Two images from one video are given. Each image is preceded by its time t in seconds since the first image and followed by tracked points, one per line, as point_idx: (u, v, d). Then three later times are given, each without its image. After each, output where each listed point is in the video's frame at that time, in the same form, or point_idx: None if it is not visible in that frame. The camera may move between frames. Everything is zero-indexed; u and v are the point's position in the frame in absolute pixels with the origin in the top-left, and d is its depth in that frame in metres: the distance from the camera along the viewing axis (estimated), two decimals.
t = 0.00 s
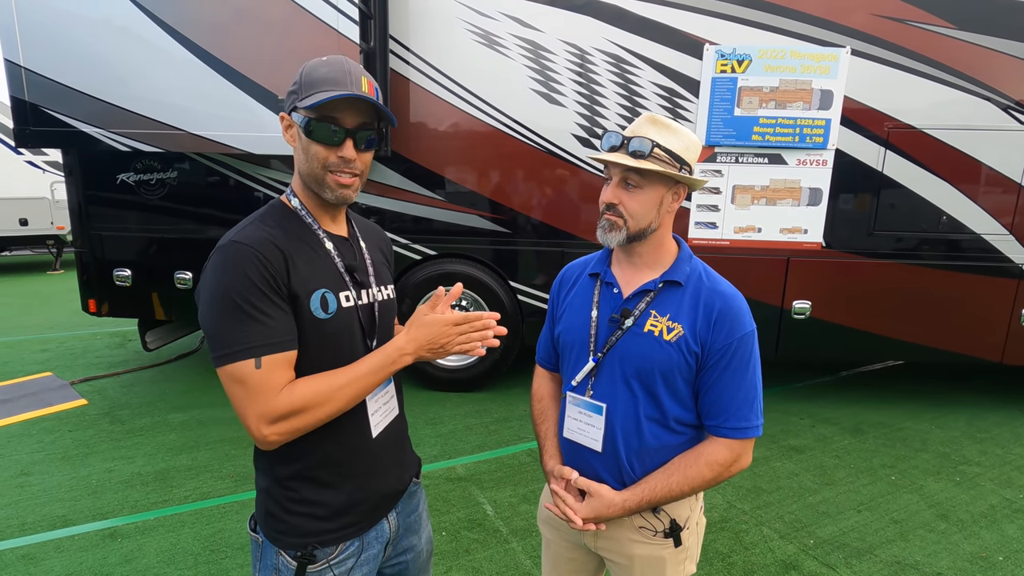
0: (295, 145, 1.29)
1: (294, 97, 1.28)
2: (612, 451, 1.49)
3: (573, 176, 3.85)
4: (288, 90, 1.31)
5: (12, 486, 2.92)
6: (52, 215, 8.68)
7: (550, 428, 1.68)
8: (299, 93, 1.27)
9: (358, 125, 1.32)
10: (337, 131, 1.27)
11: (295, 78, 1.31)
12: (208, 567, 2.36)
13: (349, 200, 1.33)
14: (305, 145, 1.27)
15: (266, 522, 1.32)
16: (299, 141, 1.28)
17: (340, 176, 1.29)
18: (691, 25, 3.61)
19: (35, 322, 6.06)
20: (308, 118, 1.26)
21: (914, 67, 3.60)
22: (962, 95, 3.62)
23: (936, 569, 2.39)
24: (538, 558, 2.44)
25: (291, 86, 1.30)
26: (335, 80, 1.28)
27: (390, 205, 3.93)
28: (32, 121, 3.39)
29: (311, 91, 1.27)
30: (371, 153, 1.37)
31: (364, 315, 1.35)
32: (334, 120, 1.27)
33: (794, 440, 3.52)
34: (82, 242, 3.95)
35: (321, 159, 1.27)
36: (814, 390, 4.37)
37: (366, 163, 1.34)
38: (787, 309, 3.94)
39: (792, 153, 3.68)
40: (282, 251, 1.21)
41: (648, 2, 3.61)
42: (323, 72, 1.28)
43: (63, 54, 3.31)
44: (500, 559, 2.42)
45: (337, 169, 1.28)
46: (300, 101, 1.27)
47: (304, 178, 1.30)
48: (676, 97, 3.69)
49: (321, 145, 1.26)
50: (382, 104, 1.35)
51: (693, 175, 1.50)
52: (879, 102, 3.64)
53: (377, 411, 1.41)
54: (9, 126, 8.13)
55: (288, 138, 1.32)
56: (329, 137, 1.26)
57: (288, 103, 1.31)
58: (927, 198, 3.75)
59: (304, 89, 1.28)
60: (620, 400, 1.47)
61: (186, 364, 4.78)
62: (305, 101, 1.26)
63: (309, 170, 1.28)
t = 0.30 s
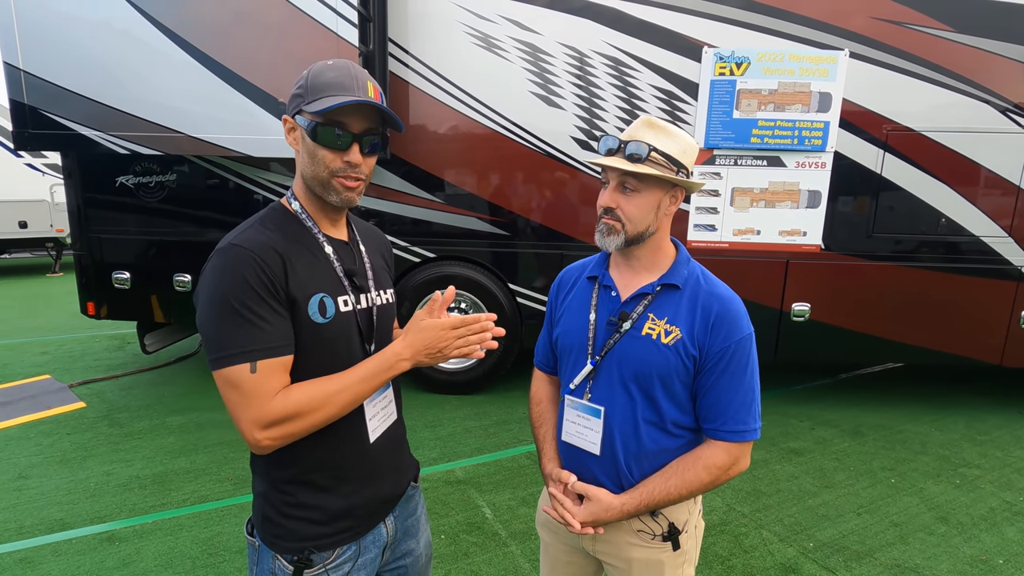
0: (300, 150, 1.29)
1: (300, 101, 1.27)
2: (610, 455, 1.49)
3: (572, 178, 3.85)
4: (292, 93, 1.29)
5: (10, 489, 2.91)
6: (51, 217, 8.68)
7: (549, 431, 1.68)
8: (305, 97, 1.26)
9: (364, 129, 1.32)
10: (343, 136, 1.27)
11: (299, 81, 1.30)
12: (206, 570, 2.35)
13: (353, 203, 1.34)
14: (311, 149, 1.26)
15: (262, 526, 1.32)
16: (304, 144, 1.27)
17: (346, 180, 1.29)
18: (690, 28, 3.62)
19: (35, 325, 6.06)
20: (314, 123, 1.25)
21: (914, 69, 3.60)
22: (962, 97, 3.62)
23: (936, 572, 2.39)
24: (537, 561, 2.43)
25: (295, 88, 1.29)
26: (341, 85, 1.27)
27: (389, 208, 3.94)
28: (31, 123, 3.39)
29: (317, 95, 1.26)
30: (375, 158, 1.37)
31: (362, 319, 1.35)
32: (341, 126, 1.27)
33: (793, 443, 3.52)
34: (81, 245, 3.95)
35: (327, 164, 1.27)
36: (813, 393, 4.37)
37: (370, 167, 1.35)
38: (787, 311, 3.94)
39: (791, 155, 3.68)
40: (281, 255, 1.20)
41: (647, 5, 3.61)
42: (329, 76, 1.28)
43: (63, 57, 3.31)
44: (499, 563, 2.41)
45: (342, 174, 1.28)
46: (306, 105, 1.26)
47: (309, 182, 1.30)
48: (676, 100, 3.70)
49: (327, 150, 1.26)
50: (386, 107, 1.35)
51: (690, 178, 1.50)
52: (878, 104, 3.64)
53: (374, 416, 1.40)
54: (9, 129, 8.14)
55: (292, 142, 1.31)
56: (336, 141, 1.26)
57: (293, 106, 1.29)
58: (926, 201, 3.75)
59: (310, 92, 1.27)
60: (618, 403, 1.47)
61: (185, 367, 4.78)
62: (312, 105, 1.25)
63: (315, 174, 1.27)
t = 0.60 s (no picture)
0: (301, 153, 1.26)
1: (300, 105, 1.22)
2: (605, 455, 1.49)
3: (569, 180, 3.86)
4: (282, 94, 1.23)
5: (4, 490, 2.91)
6: (48, 218, 8.65)
7: (545, 431, 1.69)
8: (307, 99, 1.23)
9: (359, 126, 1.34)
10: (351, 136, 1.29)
11: (288, 82, 1.24)
12: (201, 572, 2.35)
13: (352, 198, 1.38)
14: (321, 152, 1.26)
15: (260, 529, 1.32)
16: (308, 148, 1.25)
17: (351, 177, 1.33)
18: (686, 30, 3.63)
19: (30, 326, 6.05)
20: (324, 125, 1.24)
21: (908, 71, 3.62)
22: (956, 100, 3.64)
23: (930, 572, 2.40)
24: (533, 561, 2.44)
25: (287, 89, 1.23)
26: (336, 84, 1.28)
27: (385, 209, 3.94)
28: (27, 124, 3.39)
29: (321, 98, 1.24)
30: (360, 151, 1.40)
31: (355, 316, 1.36)
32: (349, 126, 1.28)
33: (789, 443, 3.53)
34: (77, 246, 3.95)
35: (340, 165, 1.28)
36: (809, 394, 4.38)
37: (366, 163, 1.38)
38: (782, 313, 3.96)
39: (787, 157, 3.70)
40: (267, 262, 1.20)
41: (643, 7, 3.62)
42: (323, 77, 1.27)
43: (58, 59, 3.31)
44: (494, 563, 2.42)
45: (351, 173, 1.32)
46: (310, 108, 1.23)
47: (314, 185, 1.29)
48: (671, 102, 3.71)
49: (339, 151, 1.27)
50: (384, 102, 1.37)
51: (683, 181, 1.50)
52: (872, 106, 3.66)
53: (371, 408, 1.42)
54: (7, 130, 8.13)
55: (286, 146, 1.26)
56: (346, 143, 1.27)
57: (284, 109, 1.23)
58: (921, 203, 3.77)
59: (311, 95, 1.23)
60: (612, 404, 1.47)
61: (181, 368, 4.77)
62: (318, 109, 1.23)
63: (323, 177, 1.28)
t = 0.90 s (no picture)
0: (309, 158, 1.25)
1: (309, 110, 1.22)
2: (609, 453, 1.50)
3: (569, 180, 3.87)
4: (290, 98, 1.21)
5: (4, 490, 2.90)
6: (46, 217, 8.63)
7: (548, 430, 1.69)
8: (318, 105, 1.22)
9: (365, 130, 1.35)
10: (360, 141, 1.29)
11: (296, 86, 1.22)
12: (202, 571, 2.35)
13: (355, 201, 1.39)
14: (330, 158, 1.26)
15: (268, 530, 1.31)
16: (316, 153, 1.25)
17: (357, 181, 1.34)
18: (685, 30, 3.63)
19: (29, 326, 6.04)
20: (334, 132, 1.24)
21: (907, 72, 3.62)
22: (955, 100, 3.65)
23: (930, 571, 2.41)
24: (534, 560, 2.44)
25: (296, 94, 1.22)
26: (344, 90, 1.28)
27: (386, 208, 3.94)
28: (27, 124, 3.39)
29: (332, 104, 1.24)
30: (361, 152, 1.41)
31: (359, 312, 1.37)
32: (358, 132, 1.28)
33: (789, 443, 3.53)
34: (76, 246, 3.94)
35: (349, 170, 1.29)
36: (808, 393, 4.39)
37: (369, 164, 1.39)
38: (782, 312, 3.96)
39: (786, 157, 3.71)
40: (277, 260, 1.20)
41: (643, 7, 3.63)
42: (330, 81, 1.27)
43: (58, 58, 3.31)
44: (495, 563, 2.42)
45: (358, 177, 1.33)
46: (319, 114, 1.23)
47: (321, 188, 1.30)
48: (671, 102, 3.71)
49: (349, 157, 1.28)
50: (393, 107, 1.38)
51: (688, 179, 1.51)
52: (872, 107, 3.67)
53: (377, 401, 1.44)
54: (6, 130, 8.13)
55: (292, 150, 1.25)
56: (354, 149, 1.28)
57: (291, 113, 1.22)
58: (920, 202, 3.78)
59: (321, 101, 1.23)
60: (617, 402, 1.48)
61: (180, 367, 4.77)
62: (329, 115, 1.23)
63: (330, 182, 1.29)
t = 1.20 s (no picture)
0: (314, 156, 1.26)
1: (314, 108, 1.22)
2: (612, 450, 1.51)
3: (569, 180, 3.87)
4: (295, 96, 1.22)
5: (6, 489, 2.91)
6: (47, 217, 8.62)
7: (552, 427, 1.70)
8: (323, 103, 1.23)
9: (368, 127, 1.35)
10: (363, 139, 1.30)
11: (301, 84, 1.23)
12: (204, 570, 2.36)
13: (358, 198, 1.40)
14: (334, 155, 1.27)
15: (277, 527, 1.31)
16: (320, 151, 1.26)
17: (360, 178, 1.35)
18: (686, 30, 3.64)
19: (30, 325, 6.04)
20: (337, 130, 1.25)
21: (907, 72, 3.64)
22: (954, 100, 3.66)
23: (930, 569, 2.42)
24: (535, 559, 2.45)
25: (300, 92, 1.22)
26: (348, 88, 1.29)
27: (386, 208, 3.95)
28: (29, 123, 3.40)
29: (337, 102, 1.25)
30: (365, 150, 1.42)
31: (367, 310, 1.38)
32: (361, 129, 1.29)
33: (789, 442, 3.54)
34: (78, 245, 3.95)
35: (352, 167, 1.30)
36: (808, 393, 4.40)
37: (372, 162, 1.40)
38: (782, 312, 3.98)
39: (786, 157, 3.72)
40: (290, 258, 1.21)
41: (643, 7, 3.64)
42: (335, 79, 1.27)
43: (60, 57, 3.31)
44: (497, 561, 2.43)
45: (361, 175, 1.33)
46: (324, 112, 1.23)
47: (326, 186, 1.30)
48: (672, 102, 3.72)
49: (352, 154, 1.29)
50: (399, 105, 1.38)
51: (689, 178, 1.51)
52: (871, 107, 3.68)
53: (384, 398, 1.45)
54: (7, 130, 8.13)
55: (297, 148, 1.26)
56: (358, 146, 1.29)
57: (295, 112, 1.23)
58: (919, 202, 3.80)
59: (326, 98, 1.24)
60: (621, 400, 1.48)
61: (181, 367, 4.77)
62: (333, 113, 1.24)
63: (334, 179, 1.29)
